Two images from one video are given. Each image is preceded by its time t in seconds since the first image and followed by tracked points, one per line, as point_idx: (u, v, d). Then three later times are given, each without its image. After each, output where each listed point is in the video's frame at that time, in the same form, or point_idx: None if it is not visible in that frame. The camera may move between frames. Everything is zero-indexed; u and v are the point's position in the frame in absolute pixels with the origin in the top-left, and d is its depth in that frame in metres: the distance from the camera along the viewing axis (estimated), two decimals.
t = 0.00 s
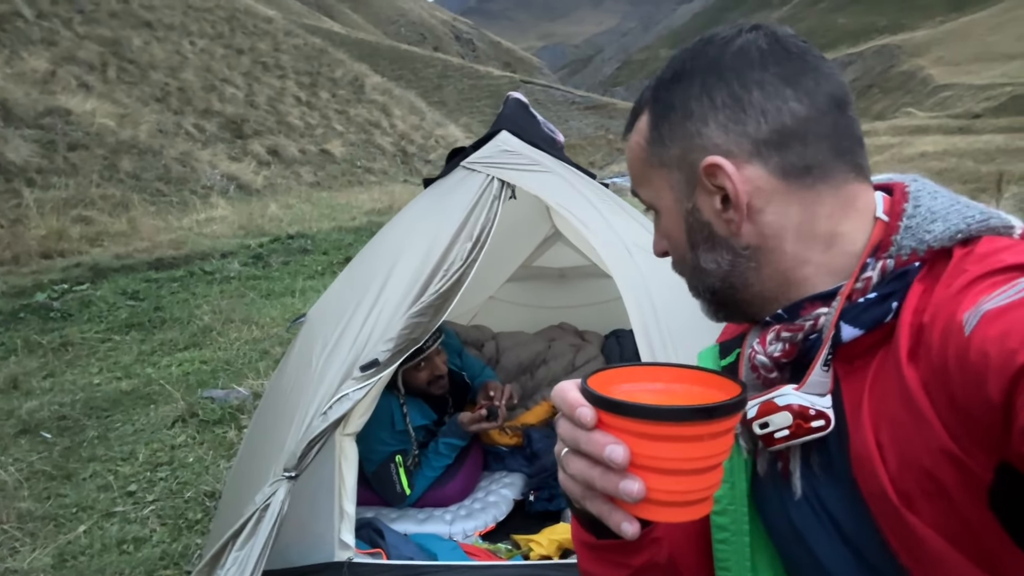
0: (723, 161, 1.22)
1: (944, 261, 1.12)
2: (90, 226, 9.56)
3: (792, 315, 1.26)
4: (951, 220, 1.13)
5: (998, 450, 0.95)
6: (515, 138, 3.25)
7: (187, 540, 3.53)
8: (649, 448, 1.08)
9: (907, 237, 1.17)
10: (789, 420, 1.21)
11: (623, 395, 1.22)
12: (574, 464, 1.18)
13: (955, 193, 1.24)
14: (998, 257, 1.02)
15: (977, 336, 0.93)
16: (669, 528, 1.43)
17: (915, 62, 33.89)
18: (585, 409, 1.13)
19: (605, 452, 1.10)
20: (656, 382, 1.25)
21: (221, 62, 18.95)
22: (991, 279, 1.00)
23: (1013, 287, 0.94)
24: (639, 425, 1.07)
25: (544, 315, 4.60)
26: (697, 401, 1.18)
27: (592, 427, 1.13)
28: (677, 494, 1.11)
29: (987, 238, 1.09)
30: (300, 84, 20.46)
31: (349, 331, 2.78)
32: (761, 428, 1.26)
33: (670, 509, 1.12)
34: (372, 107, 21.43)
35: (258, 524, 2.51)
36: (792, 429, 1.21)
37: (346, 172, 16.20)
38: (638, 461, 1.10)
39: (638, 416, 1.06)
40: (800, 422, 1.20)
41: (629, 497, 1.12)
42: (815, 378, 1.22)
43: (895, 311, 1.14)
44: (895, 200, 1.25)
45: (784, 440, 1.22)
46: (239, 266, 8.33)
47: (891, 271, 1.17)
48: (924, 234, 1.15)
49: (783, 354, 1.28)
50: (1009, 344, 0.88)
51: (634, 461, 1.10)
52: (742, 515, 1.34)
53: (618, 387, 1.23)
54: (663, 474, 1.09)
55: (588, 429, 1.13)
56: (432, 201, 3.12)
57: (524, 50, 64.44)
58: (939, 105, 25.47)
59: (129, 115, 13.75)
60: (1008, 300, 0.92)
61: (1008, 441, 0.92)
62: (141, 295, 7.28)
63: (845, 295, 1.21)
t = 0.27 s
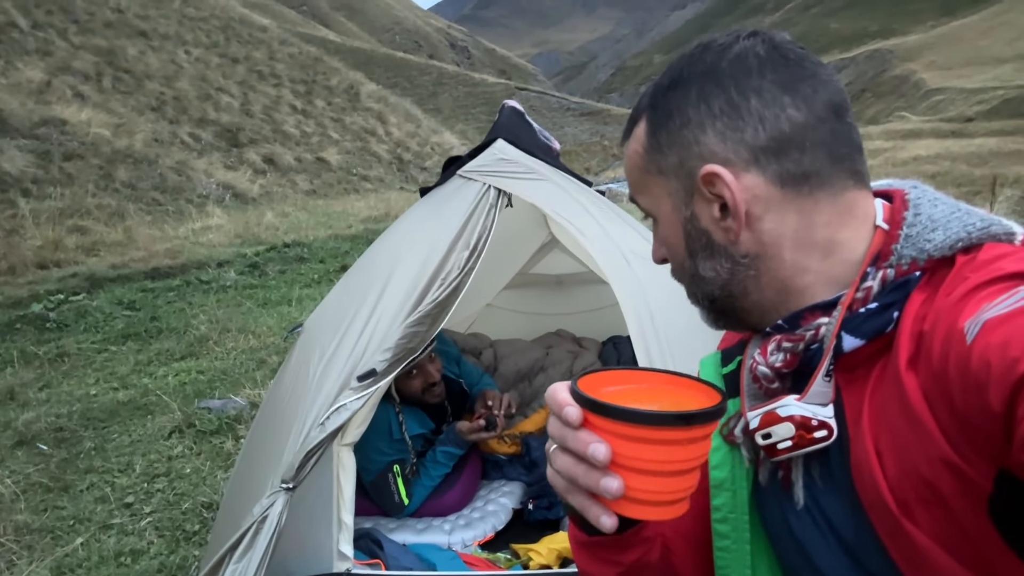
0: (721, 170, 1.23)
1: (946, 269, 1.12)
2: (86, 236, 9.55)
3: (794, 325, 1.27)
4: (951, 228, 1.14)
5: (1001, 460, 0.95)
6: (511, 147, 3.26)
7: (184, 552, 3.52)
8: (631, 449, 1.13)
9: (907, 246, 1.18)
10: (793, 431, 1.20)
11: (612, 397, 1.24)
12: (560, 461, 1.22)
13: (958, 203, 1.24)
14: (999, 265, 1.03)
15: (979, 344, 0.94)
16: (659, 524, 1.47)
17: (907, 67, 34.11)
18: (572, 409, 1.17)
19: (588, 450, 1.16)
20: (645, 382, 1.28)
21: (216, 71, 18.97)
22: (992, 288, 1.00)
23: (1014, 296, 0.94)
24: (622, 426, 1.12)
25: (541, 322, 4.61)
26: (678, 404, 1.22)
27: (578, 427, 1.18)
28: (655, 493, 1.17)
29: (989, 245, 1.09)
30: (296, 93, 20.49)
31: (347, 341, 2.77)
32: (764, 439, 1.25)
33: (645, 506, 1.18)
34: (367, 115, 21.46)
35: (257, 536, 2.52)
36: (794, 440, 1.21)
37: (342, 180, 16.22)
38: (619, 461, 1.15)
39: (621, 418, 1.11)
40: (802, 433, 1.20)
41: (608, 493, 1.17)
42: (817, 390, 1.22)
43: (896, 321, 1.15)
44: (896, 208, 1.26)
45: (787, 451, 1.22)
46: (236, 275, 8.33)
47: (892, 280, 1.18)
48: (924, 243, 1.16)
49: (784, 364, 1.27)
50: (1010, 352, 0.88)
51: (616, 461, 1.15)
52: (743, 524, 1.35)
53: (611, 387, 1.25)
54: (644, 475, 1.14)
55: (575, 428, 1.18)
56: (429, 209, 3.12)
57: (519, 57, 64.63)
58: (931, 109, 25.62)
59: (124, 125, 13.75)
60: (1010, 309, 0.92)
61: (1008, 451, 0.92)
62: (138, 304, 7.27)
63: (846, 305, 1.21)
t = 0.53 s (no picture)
0: (722, 174, 1.22)
1: (947, 276, 1.12)
2: (90, 245, 9.59)
3: (795, 331, 1.26)
4: (952, 235, 1.14)
5: (1002, 464, 0.95)
6: (510, 155, 3.27)
7: (187, 561, 3.52)
8: (607, 442, 1.19)
9: (909, 252, 1.17)
10: (796, 439, 1.21)
11: (596, 392, 1.29)
12: (544, 450, 1.29)
13: (946, 206, 1.24)
14: (999, 271, 1.02)
15: (979, 350, 0.94)
16: (652, 521, 1.49)
17: (909, 70, 34.17)
18: (554, 401, 1.23)
19: (567, 440, 1.22)
20: (627, 379, 1.33)
21: (220, 81, 19.06)
22: (990, 294, 1.00)
23: (1013, 301, 0.94)
24: (598, 419, 1.18)
25: (544, 328, 4.61)
26: (656, 399, 1.27)
27: (560, 418, 1.24)
28: (631, 485, 1.23)
29: (988, 251, 1.09)
30: (299, 101, 20.57)
31: (348, 349, 2.78)
32: (767, 446, 1.25)
33: (619, 497, 1.25)
34: (370, 123, 21.54)
35: (258, 544, 2.52)
36: (798, 447, 1.21)
37: (346, 188, 16.26)
38: (596, 452, 1.21)
39: (596, 410, 1.18)
40: (806, 440, 1.20)
41: (584, 482, 1.23)
42: (820, 397, 1.21)
43: (898, 327, 1.15)
44: (896, 214, 1.25)
45: (791, 458, 1.22)
46: (239, 283, 8.35)
47: (893, 286, 1.17)
48: (927, 249, 1.15)
49: (785, 371, 1.27)
50: (1011, 357, 0.88)
51: (593, 451, 1.21)
52: (746, 531, 1.35)
53: (594, 383, 1.31)
54: (619, 466, 1.20)
55: (556, 419, 1.24)
56: (428, 217, 3.13)
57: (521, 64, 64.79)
58: (934, 112, 25.62)
59: (129, 135, 13.81)
60: (1008, 314, 0.92)
61: (1009, 457, 0.92)
62: (142, 313, 7.29)
63: (848, 311, 1.20)
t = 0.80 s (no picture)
0: (717, 179, 1.22)
1: (941, 279, 1.12)
2: (101, 252, 9.66)
3: (790, 334, 1.27)
4: (945, 238, 1.13)
5: (994, 466, 0.95)
6: (512, 160, 3.28)
7: (194, 566, 3.54)
8: (588, 426, 1.26)
9: (902, 256, 1.17)
10: (792, 442, 1.20)
11: (579, 382, 1.36)
12: (533, 440, 1.36)
13: (941, 210, 1.24)
14: (993, 274, 1.02)
15: (971, 352, 0.93)
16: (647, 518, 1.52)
17: (919, 69, 34.01)
18: (539, 389, 1.31)
19: (552, 426, 1.29)
20: (609, 372, 1.41)
21: (229, 87, 19.18)
22: (985, 297, 1.00)
23: (1008, 302, 0.94)
24: (580, 405, 1.25)
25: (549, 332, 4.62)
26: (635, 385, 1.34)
27: (544, 406, 1.31)
28: (613, 468, 1.29)
29: (981, 254, 1.08)
30: (307, 107, 20.66)
31: (351, 354, 2.79)
32: (764, 449, 1.25)
33: (603, 480, 1.32)
34: (378, 127, 21.61)
35: (263, 548, 2.53)
36: (794, 450, 1.21)
37: (354, 193, 16.31)
38: (580, 437, 1.27)
39: (578, 396, 1.24)
40: (802, 443, 1.20)
41: (568, 467, 1.29)
42: (815, 400, 1.22)
43: (891, 331, 1.15)
44: (891, 218, 1.25)
45: (787, 462, 1.22)
46: (248, 288, 8.39)
47: (887, 291, 1.17)
48: (919, 252, 1.15)
49: (781, 374, 1.27)
50: (1003, 359, 0.88)
51: (576, 436, 1.28)
52: (743, 532, 1.41)
53: (579, 375, 1.39)
54: (601, 449, 1.27)
55: (541, 407, 1.31)
56: (431, 223, 3.15)
57: (528, 68, 64.88)
58: (944, 111, 25.48)
59: (138, 142, 13.90)
60: (1003, 316, 0.92)
61: (1002, 459, 0.92)
62: (151, 319, 7.34)
63: (842, 315, 1.20)
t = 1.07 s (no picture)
0: (716, 188, 1.22)
1: (940, 285, 1.11)
2: (104, 260, 9.68)
3: (789, 342, 1.26)
4: (943, 246, 1.12)
5: (993, 473, 0.94)
6: (513, 168, 3.28)
7: None
8: (587, 435, 1.26)
9: (899, 264, 1.17)
10: (791, 449, 1.20)
11: (581, 392, 1.36)
12: (533, 449, 1.35)
13: (941, 216, 1.23)
14: (991, 280, 1.02)
15: (970, 359, 0.93)
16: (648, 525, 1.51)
17: (921, 74, 34.05)
18: (539, 400, 1.31)
19: (552, 436, 1.28)
20: (610, 381, 1.40)
21: (232, 96, 19.26)
22: (984, 303, 0.99)
23: (1008, 309, 0.93)
24: (580, 415, 1.25)
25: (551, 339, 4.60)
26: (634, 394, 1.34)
27: (545, 416, 1.31)
28: (611, 477, 1.28)
29: (978, 262, 1.08)
30: (310, 115, 20.72)
31: (352, 363, 2.79)
32: (763, 457, 1.24)
33: (604, 491, 1.30)
34: (381, 135, 21.66)
35: (264, 558, 2.53)
36: (794, 457, 1.20)
37: (357, 200, 16.32)
38: (579, 446, 1.27)
39: (577, 406, 1.24)
40: (801, 450, 1.19)
41: (569, 477, 1.29)
42: (813, 407, 1.21)
43: (890, 338, 1.14)
44: (889, 225, 1.25)
45: (786, 469, 1.21)
46: (251, 296, 8.40)
47: (885, 298, 1.16)
48: (917, 260, 1.14)
49: (780, 381, 1.27)
50: (1001, 366, 0.87)
51: (576, 446, 1.27)
52: (743, 540, 1.39)
53: (580, 385, 1.38)
54: (601, 459, 1.26)
55: (541, 417, 1.31)
56: (432, 231, 3.15)
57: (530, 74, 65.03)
58: (946, 115, 25.49)
59: (142, 150, 13.95)
60: (1002, 322, 0.91)
61: (1002, 465, 0.91)
62: (154, 327, 7.34)
63: (841, 322, 1.19)
